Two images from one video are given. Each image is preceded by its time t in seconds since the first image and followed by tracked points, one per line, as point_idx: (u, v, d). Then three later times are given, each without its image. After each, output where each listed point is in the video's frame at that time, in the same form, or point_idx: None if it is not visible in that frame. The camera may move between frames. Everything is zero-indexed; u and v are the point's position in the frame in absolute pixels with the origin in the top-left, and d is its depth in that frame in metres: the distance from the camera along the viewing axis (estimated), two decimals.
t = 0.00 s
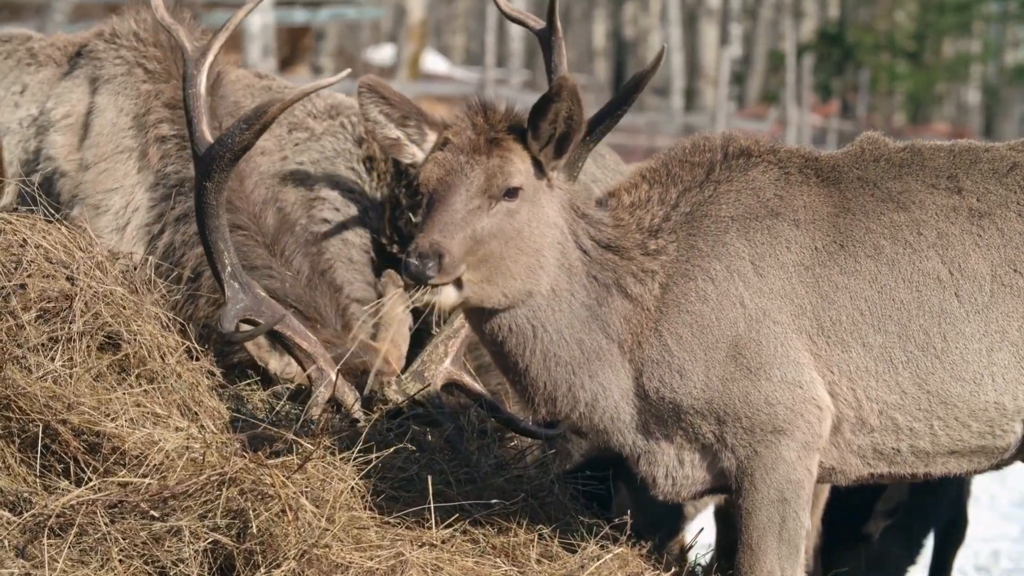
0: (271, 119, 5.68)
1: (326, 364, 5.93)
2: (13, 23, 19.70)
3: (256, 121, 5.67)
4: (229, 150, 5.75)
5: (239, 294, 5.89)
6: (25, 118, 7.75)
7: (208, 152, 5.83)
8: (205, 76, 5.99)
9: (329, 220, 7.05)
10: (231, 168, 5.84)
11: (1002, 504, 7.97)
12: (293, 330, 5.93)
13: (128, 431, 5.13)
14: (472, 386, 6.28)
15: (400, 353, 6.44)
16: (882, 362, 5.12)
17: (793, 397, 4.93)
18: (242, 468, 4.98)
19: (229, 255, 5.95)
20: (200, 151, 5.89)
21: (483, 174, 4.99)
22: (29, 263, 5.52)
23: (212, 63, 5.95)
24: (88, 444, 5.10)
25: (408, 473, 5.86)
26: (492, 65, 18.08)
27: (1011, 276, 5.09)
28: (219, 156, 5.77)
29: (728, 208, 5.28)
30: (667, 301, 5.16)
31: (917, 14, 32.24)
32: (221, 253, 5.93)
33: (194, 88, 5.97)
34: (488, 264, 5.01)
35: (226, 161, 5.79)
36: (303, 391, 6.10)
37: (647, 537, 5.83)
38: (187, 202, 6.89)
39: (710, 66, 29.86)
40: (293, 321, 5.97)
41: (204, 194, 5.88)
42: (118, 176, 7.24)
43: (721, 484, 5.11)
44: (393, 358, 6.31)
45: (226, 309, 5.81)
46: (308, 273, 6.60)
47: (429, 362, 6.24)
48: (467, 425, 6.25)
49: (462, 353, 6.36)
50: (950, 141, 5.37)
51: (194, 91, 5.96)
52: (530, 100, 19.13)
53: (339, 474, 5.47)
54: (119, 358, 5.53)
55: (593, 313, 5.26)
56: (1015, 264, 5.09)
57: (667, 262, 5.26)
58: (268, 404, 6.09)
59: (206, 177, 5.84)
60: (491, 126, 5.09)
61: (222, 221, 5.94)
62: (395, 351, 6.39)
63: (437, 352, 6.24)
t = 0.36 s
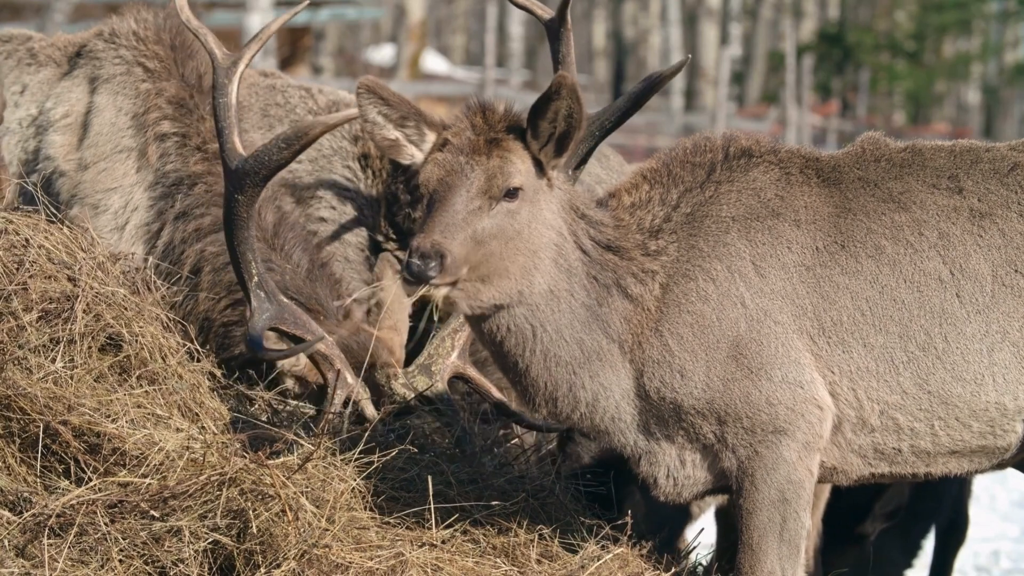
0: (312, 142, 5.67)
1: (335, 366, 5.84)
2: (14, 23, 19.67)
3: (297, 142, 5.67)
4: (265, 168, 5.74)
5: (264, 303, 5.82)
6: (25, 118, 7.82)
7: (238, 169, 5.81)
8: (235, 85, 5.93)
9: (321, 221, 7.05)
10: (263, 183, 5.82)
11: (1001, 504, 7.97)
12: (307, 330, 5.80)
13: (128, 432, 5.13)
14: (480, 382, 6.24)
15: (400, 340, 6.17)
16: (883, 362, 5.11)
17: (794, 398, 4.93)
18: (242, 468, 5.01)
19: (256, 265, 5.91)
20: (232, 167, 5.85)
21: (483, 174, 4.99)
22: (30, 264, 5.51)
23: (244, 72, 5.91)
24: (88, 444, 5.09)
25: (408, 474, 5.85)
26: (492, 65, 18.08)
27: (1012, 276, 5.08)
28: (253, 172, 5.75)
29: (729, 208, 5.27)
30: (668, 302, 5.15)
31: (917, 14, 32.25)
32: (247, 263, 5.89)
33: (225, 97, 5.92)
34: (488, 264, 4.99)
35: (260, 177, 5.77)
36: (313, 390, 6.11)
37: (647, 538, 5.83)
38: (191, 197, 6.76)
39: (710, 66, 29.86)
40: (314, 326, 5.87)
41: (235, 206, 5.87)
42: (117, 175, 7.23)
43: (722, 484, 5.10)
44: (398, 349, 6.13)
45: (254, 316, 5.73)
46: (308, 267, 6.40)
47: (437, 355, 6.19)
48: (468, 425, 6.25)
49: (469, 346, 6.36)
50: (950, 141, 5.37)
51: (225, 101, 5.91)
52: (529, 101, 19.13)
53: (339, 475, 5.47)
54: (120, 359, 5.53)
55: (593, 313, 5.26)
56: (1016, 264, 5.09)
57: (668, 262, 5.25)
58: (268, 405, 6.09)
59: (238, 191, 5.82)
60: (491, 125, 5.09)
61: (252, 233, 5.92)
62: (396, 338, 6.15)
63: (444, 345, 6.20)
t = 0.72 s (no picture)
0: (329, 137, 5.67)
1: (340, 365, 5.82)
2: (14, 23, 19.65)
3: (313, 137, 5.67)
4: (279, 162, 5.74)
5: (274, 296, 5.78)
6: (24, 117, 7.83)
7: (251, 163, 5.82)
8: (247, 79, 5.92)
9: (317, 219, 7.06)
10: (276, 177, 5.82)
11: (1002, 504, 7.97)
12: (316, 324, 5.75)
13: (128, 431, 5.13)
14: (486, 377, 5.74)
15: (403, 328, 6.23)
16: (883, 362, 5.11)
17: (795, 398, 4.93)
18: (242, 467, 5.01)
19: (267, 259, 5.86)
20: (245, 162, 5.85)
21: (483, 174, 4.99)
22: (30, 264, 5.51)
23: (255, 66, 5.91)
24: (88, 444, 5.09)
25: (408, 474, 5.85)
26: (492, 65, 18.07)
27: (1012, 277, 5.09)
28: (268, 167, 5.75)
29: (729, 208, 5.27)
30: (669, 302, 5.15)
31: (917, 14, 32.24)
32: (258, 257, 5.84)
33: (237, 91, 5.90)
34: (488, 264, 4.99)
35: (273, 172, 5.77)
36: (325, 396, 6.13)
37: (648, 540, 5.81)
38: (189, 196, 6.78)
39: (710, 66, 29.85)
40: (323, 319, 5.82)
41: (247, 201, 5.87)
42: (115, 175, 7.22)
43: (722, 484, 5.10)
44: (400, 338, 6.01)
45: (265, 311, 5.70)
46: (306, 264, 6.37)
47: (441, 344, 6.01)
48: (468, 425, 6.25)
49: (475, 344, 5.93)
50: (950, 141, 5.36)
51: (237, 94, 5.89)
52: (529, 100, 19.13)
53: (339, 475, 5.47)
54: (120, 359, 5.53)
55: (593, 313, 5.25)
56: (1016, 264, 5.09)
57: (668, 262, 5.25)
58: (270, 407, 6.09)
59: (252, 184, 5.82)
60: (491, 126, 5.09)
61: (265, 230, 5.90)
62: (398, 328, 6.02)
63: (446, 336, 5.64)
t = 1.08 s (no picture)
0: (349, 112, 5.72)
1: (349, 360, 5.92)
2: (13, 23, 19.65)
3: (332, 114, 5.73)
4: (300, 144, 5.78)
5: (299, 286, 5.77)
6: (22, 117, 7.82)
7: (267, 151, 5.82)
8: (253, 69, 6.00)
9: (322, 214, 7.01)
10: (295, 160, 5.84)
11: (1001, 504, 7.97)
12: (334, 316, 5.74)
13: (128, 433, 5.13)
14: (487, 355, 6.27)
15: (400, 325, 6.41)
16: (883, 362, 5.11)
17: (795, 398, 4.93)
18: (243, 468, 5.01)
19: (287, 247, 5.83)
20: (260, 151, 5.86)
21: (486, 175, 4.98)
22: (32, 265, 5.51)
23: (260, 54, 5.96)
24: (88, 445, 5.09)
25: (408, 474, 5.85)
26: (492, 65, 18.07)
27: (1012, 277, 5.09)
28: (289, 150, 5.78)
29: (730, 208, 5.27)
30: (669, 302, 5.15)
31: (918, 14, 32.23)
32: (280, 246, 5.81)
33: (244, 81, 5.97)
34: (489, 263, 4.99)
35: (294, 154, 5.80)
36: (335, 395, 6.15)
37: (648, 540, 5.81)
38: (189, 193, 6.81)
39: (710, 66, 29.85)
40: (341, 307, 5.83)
41: (265, 188, 5.82)
42: (112, 174, 7.21)
43: (722, 484, 5.10)
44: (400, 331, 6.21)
45: (290, 299, 5.70)
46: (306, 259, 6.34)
47: (444, 331, 6.19)
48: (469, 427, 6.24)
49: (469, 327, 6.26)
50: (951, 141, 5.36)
51: (244, 85, 5.96)
52: (529, 100, 19.15)
53: (340, 475, 5.47)
54: (120, 360, 5.52)
55: (594, 313, 5.25)
56: (1016, 265, 5.09)
57: (669, 262, 5.24)
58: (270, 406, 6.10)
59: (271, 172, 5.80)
60: (493, 126, 5.08)
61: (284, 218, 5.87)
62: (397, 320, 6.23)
63: (450, 322, 6.17)
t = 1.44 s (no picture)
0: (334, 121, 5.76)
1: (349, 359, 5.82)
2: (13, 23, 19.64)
3: (317, 124, 5.74)
4: (285, 156, 5.78)
5: (292, 294, 5.75)
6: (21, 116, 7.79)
7: (254, 166, 5.82)
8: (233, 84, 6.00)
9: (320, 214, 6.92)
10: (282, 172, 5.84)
11: (1001, 504, 7.96)
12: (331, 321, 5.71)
13: (128, 432, 5.12)
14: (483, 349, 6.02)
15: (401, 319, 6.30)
16: (884, 362, 5.10)
17: (795, 397, 4.93)
18: (242, 467, 5.00)
19: (279, 257, 5.81)
20: (248, 165, 5.85)
21: (484, 170, 4.97)
22: (31, 266, 5.51)
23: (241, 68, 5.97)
24: (88, 445, 5.09)
25: (408, 473, 5.85)
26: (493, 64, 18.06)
27: (1012, 277, 5.09)
28: (276, 163, 5.77)
29: (730, 208, 5.26)
30: (670, 301, 5.14)
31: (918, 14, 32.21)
32: (272, 257, 5.79)
33: (226, 96, 5.96)
34: (488, 260, 4.98)
35: (280, 168, 5.80)
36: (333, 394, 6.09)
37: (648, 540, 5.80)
38: (189, 194, 6.82)
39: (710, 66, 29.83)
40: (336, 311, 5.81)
41: (254, 202, 5.82)
42: (110, 175, 7.23)
43: (722, 483, 5.10)
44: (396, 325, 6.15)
45: (286, 309, 5.68)
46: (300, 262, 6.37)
47: (439, 326, 5.97)
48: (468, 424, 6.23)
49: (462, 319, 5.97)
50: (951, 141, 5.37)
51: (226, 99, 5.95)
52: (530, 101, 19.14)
53: (339, 475, 5.47)
54: (120, 360, 5.52)
55: (594, 311, 5.25)
56: (1016, 265, 5.10)
57: (669, 262, 5.24)
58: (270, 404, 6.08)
59: (259, 186, 5.80)
60: (493, 121, 5.09)
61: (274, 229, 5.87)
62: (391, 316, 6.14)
63: (445, 316, 5.94)
